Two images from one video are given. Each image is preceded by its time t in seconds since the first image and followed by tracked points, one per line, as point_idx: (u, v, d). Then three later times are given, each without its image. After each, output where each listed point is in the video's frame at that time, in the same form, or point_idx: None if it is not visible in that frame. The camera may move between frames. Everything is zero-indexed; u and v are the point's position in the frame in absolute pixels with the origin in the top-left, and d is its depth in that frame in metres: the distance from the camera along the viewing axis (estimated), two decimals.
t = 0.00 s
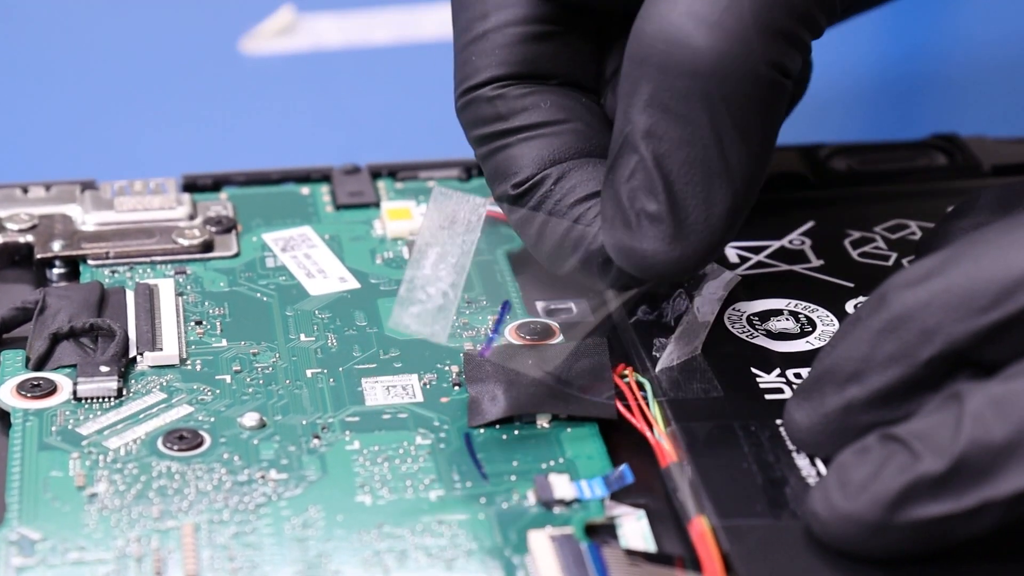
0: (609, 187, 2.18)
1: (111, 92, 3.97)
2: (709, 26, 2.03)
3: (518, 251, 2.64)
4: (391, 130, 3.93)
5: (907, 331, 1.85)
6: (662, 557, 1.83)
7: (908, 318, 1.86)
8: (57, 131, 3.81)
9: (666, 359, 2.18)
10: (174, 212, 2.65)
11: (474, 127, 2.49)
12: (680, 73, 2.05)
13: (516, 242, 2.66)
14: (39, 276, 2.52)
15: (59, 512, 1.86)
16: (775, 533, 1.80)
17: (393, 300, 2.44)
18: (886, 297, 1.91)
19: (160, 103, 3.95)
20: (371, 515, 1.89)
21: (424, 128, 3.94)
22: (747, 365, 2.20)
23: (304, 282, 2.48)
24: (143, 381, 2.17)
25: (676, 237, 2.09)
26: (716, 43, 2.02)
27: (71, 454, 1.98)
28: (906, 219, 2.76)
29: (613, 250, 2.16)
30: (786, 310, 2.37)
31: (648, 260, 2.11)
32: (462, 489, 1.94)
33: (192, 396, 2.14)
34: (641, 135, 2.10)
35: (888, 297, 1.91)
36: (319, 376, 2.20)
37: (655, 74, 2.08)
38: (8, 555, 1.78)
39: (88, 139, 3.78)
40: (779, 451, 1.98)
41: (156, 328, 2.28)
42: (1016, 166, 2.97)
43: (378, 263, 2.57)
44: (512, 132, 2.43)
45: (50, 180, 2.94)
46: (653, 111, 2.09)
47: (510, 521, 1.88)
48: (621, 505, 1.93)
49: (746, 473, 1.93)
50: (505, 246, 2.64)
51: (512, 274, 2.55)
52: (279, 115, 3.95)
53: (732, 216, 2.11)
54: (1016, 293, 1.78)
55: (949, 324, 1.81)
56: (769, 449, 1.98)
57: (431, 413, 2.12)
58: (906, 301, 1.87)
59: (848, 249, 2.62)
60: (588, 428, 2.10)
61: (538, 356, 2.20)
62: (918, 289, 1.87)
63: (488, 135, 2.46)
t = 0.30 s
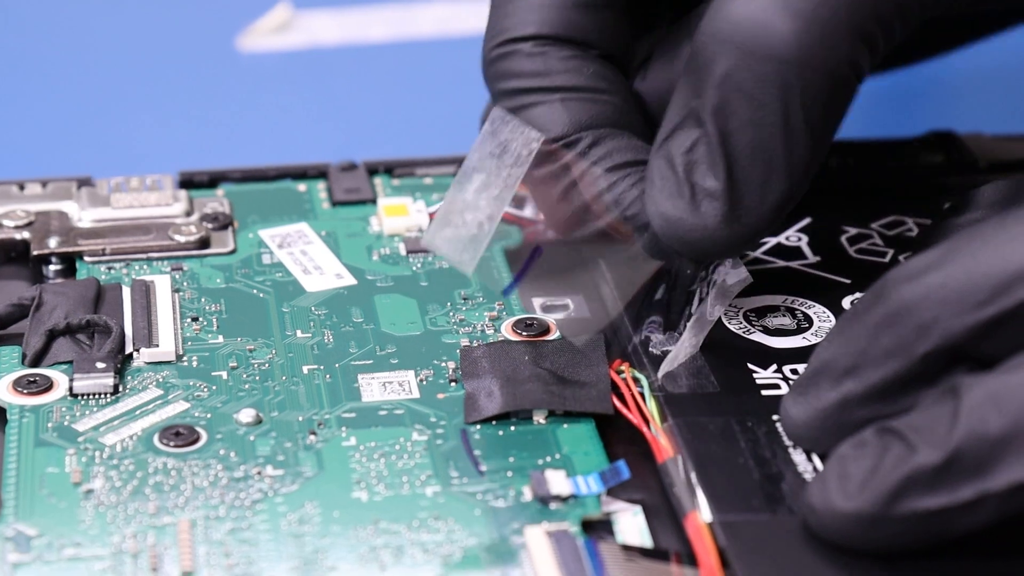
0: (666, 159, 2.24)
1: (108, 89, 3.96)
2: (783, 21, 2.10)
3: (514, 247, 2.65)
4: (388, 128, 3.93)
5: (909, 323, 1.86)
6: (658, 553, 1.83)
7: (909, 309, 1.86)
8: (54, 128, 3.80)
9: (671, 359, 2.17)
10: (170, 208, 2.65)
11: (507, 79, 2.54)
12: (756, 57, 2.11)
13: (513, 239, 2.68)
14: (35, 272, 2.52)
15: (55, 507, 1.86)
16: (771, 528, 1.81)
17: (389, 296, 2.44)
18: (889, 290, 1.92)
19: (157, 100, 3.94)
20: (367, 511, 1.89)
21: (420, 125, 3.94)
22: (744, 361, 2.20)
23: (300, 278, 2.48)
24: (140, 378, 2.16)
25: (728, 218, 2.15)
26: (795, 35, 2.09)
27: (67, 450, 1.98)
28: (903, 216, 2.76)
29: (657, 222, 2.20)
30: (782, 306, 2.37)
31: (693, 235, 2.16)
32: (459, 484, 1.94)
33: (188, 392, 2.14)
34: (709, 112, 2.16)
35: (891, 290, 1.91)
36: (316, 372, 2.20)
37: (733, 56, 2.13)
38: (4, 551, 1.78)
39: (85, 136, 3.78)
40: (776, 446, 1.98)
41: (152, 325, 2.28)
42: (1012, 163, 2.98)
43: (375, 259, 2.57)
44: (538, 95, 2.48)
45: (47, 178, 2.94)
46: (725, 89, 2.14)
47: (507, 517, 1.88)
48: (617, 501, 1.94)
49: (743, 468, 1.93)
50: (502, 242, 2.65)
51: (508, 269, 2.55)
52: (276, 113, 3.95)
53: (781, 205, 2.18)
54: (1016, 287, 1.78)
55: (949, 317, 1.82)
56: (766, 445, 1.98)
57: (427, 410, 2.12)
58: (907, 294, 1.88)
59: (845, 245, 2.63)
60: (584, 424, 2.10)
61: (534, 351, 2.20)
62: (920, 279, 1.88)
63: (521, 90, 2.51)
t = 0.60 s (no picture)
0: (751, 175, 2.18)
1: (103, 88, 3.96)
2: (927, 78, 2.09)
3: (509, 246, 2.65)
4: (383, 125, 3.93)
5: (896, 324, 1.85)
6: (654, 551, 1.84)
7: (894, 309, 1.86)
8: (49, 125, 3.79)
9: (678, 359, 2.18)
10: (164, 206, 2.65)
11: (592, 34, 2.49)
12: (882, 108, 2.12)
13: (508, 236, 2.67)
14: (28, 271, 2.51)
15: (49, 506, 1.86)
16: (765, 526, 1.81)
17: (383, 293, 2.44)
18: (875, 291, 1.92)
19: (152, 99, 3.94)
20: (361, 509, 1.89)
21: (414, 123, 3.94)
22: (739, 358, 2.21)
23: (295, 276, 2.48)
24: (134, 376, 2.16)
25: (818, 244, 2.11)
26: (937, 95, 2.08)
27: (61, 448, 1.98)
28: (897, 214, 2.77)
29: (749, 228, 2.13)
30: (777, 303, 2.38)
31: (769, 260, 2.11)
32: (453, 482, 1.95)
33: (182, 390, 2.14)
34: (823, 149, 2.12)
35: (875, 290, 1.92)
36: (310, 370, 2.20)
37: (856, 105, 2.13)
38: None
39: (80, 133, 3.77)
40: (770, 444, 1.99)
41: (146, 323, 2.28)
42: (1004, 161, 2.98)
43: (369, 257, 2.57)
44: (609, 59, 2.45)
45: (42, 176, 2.93)
46: (843, 127, 2.13)
47: (501, 515, 1.89)
48: (610, 499, 1.95)
49: (737, 466, 1.93)
50: (496, 240, 2.65)
51: (502, 266, 2.56)
52: (271, 111, 3.95)
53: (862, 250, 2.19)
54: (1007, 287, 1.77)
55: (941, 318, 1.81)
56: (760, 443, 1.98)
57: (421, 408, 2.12)
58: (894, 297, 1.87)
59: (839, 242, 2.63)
60: (578, 421, 2.10)
61: (528, 349, 2.20)
62: (907, 280, 1.88)
63: (607, 50, 2.46)
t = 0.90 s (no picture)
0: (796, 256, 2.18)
1: (98, 89, 3.95)
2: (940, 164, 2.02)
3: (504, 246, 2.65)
4: (378, 125, 3.93)
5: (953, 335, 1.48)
6: (648, 550, 1.85)
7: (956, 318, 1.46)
8: (44, 126, 3.79)
9: (681, 359, 2.17)
10: (159, 207, 2.64)
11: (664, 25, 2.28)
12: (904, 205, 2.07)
13: (502, 237, 2.68)
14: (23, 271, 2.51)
15: (42, 506, 1.86)
16: (759, 524, 1.82)
17: (378, 294, 2.44)
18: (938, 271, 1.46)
19: (148, 100, 3.94)
20: (355, 509, 1.89)
21: (410, 123, 3.94)
22: (734, 357, 2.21)
23: (289, 277, 2.48)
24: (128, 376, 2.16)
25: (952, 147, 1.30)
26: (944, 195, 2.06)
27: (54, 449, 1.98)
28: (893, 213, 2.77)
29: (624, 194, 1.31)
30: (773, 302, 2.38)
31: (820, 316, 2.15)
32: (447, 482, 1.95)
33: (176, 390, 2.14)
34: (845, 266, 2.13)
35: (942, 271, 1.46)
36: (304, 370, 2.20)
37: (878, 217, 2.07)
38: None
39: (75, 134, 3.77)
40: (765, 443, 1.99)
41: (140, 323, 2.28)
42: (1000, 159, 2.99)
43: (363, 258, 2.57)
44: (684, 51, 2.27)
45: (36, 177, 2.93)
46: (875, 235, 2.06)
47: (495, 514, 1.89)
48: (604, 499, 1.96)
49: (731, 465, 1.94)
50: (491, 241, 2.65)
51: (497, 267, 2.56)
52: (266, 112, 3.95)
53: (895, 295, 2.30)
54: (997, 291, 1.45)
55: None
56: (755, 441, 1.98)
57: (415, 408, 2.12)
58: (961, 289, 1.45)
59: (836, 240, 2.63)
60: (573, 421, 2.10)
61: (522, 349, 2.20)
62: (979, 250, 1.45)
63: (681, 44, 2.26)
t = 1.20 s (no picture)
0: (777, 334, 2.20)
1: (96, 88, 3.95)
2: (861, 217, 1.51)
3: (501, 244, 2.65)
4: (377, 125, 3.92)
5: (667, 351, 1.48)
6: (645, 548, 1.84)
7: (650, 333, 1.49)
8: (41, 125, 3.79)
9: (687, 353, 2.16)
10: (156, 205, 2.64)
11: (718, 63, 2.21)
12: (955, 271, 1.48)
13: (500, 235, 2.67)
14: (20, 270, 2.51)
15: (40, 505, 1.86)
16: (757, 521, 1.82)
17: (375, 292, 2.44)
18: (637, 276, 1.51)
19: (145, 99, 3.94)
20: (353, 507, 1.89)
21: (408, 121, 3.95)
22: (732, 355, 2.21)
23: (287, 275, 2.48)
24: (125, 374, 2.16)
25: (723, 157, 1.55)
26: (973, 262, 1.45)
27: (52, 447, 1.98)
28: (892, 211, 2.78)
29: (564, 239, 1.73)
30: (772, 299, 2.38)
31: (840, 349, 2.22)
32: (445, 480, 1.95)
33: (174, 388, 2.14)
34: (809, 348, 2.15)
35: (641, 275, 1.50)
36: (302, 368, 2.20)
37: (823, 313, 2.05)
38: None
39: (73, 133, 3.77)
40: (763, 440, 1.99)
41: (138, 322, 2.27)
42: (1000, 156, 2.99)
43: (361, 256, 2.57)
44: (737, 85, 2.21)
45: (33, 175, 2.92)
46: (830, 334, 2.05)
47: (493, 512, 1.89)
48: (603, 496, 1.95)
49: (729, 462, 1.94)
50: (489, 239, 2.65)
51: (495, 266, 2.56)
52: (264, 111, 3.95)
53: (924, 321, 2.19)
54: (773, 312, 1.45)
55: (788, 334, 1.44)
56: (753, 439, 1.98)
57: (413, 406, 2.12)
58: (661, 287, 1.47)
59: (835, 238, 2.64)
60: (571, 418, 2.11)
61: (520, 347, 2.20)
62: (701, 252, 1.47)
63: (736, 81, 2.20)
